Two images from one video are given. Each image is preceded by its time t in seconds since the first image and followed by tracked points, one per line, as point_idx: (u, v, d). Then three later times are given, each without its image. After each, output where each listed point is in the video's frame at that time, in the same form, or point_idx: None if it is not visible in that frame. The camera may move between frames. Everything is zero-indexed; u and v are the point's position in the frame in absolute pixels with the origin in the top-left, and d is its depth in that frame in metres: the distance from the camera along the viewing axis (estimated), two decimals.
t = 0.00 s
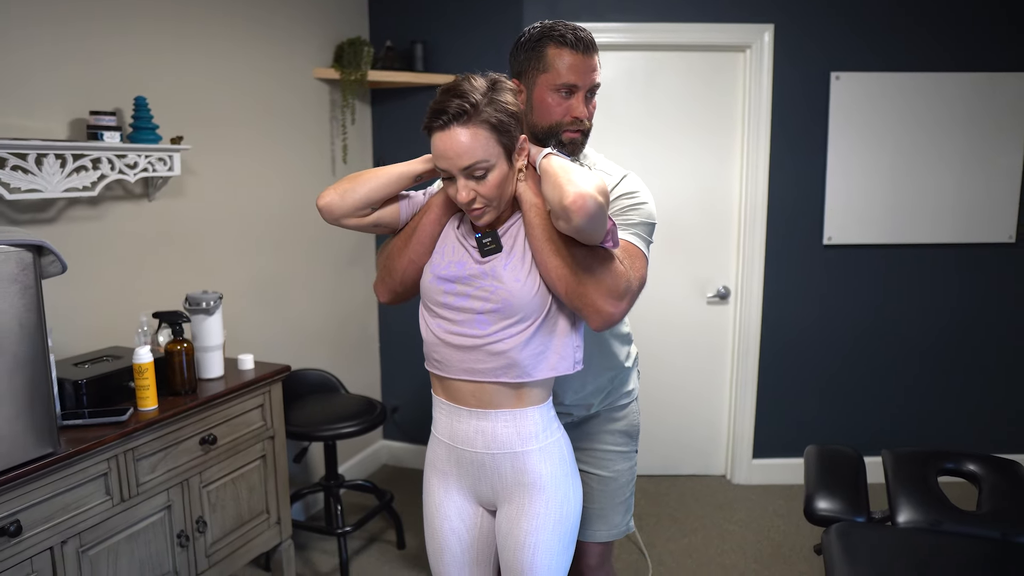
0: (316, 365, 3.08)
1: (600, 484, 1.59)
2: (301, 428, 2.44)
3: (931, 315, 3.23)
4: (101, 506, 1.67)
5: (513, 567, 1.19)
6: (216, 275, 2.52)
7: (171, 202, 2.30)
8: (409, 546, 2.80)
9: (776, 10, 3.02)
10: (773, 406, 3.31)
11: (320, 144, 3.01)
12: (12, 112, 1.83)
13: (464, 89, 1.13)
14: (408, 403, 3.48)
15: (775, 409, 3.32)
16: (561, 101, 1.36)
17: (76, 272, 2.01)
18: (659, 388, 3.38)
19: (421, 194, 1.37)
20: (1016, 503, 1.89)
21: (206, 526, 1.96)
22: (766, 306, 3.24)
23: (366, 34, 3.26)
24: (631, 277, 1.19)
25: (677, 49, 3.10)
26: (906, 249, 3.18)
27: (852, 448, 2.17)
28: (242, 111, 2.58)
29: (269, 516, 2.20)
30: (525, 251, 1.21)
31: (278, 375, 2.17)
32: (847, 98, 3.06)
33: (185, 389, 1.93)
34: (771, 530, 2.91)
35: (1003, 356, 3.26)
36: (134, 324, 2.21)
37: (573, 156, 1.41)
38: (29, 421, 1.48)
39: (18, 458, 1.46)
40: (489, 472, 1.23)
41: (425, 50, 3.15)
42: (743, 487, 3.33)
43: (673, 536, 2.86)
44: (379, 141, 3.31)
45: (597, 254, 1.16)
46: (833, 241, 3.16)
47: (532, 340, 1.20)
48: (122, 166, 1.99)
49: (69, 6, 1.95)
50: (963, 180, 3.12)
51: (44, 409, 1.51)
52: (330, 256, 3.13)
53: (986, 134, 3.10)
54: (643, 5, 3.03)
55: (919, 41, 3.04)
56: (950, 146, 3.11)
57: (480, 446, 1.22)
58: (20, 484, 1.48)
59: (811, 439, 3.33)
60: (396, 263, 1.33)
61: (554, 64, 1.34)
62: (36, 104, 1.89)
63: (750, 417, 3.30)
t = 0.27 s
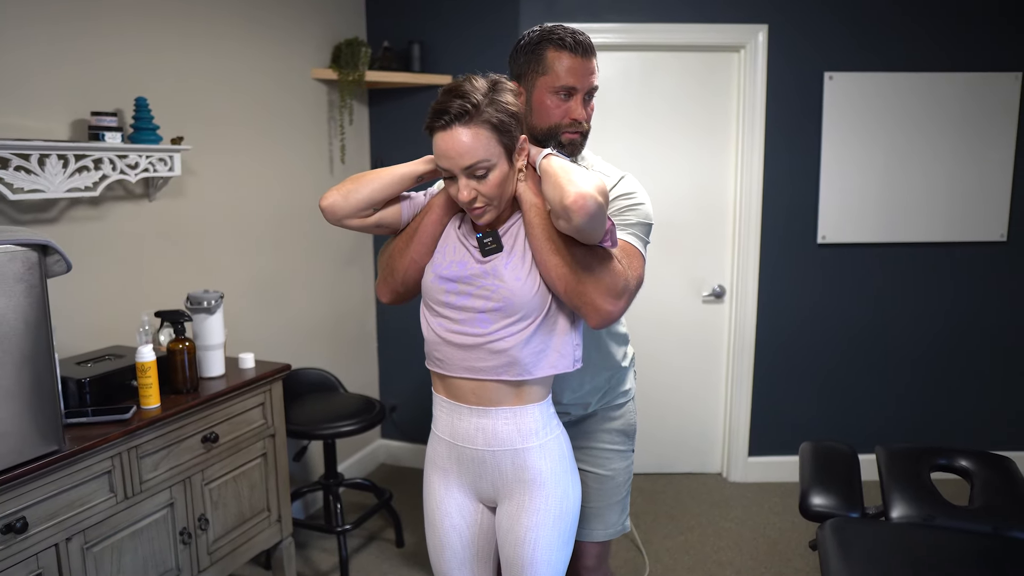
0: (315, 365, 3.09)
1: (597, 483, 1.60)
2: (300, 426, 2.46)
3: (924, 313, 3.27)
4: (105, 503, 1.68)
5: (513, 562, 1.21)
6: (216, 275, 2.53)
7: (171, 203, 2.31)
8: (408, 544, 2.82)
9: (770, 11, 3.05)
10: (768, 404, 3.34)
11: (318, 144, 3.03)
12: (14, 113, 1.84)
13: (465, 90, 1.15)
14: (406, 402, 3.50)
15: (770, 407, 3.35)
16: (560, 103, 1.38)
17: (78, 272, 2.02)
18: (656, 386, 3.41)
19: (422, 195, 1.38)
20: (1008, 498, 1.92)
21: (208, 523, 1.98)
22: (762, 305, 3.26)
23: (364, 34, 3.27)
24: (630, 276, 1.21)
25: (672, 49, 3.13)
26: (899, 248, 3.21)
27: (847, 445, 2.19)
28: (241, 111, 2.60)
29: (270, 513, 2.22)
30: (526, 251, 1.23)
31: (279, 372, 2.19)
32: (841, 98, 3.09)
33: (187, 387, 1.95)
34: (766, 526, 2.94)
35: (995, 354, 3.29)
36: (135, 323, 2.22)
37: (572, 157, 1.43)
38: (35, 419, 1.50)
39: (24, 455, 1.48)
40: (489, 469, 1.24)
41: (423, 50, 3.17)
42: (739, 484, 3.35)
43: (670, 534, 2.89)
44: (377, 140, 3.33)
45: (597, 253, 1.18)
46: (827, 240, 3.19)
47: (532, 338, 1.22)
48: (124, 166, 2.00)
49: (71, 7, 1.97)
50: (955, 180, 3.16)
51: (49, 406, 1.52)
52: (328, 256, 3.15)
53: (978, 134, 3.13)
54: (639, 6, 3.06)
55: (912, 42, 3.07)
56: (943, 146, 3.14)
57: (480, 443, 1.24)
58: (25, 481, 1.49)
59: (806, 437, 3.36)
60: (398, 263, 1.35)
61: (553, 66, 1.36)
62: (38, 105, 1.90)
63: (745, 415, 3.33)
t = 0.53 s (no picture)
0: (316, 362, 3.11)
1: (597, 483, 1.61)
2: (302, 423, 2.47)
3: (923, 313, 3.28)
4: (110, 497, 1.70)
5: (514, 558, 1.23)
6: (219, 272, 2.55)
7: (175, 200, 2.33)
8: (409, 541, 2.83)
9: (770, 12, 3.06)
10: (768, 403, 3.36)
11: (320, 143, 3.05)
12: (20, 111, 1.86)
13: (469, 91, 1.16)
14: (407, 399, 3.51)
15: (769, 406, 3.36)
16: (563, 105, 1.40)
17: (83, 269, 2.04)
18: (655, 385, 3.42)
19: (427, 197, 1.41)
20: (1005, 496, 1.93)
21: (211, 519, 2.00)
22: (761, 304, 3.28)
23: (366, 34, 3.29)
24: (631, 277, 1.23)
25: (673, 49, 3.14)
26: (898, 248, 3.23)
27: (845, 443, 2.21)
28: (244, 110, 2.61)
29: (272, 509, 2.23)
30: (529, 252, 1.24)
31: (281, 369, 2.20)
32: (840, 99, 3.10)
33: (191, 383, 1.97)
34: (765, 525, 2.95)
35: (993, 354, 3.31)
36: (139, 320, 2.24)
37: (575, 158, 1.45)
38: (41, 414, 1.51)
39: (30, 449, 1.49)
40: (491, 466, 1.26)
41: (425, 49, 3.18)
42: (738, 483, 3.37)
43: (669, 531, 2.90)
44: (378, 139, 3.35)
45: (599, 255, 1.19)
46: (826, 240, 3.20)
47: (535, 338, 1.24)
48: (129, 164, 2.02)
49: (76, 6, 1.98)
50: (954, 180, 3.17)
51: (55, 401, 1.54)
52: (330, 254, 3.16)
53: (977, 134, 3.14)
54: (639, 6, 3.07)
55: (912, 42, 3.08)
56: (942, 146, 3.15)
57: (483, 440, 1.26)
58: (32, 475, 1.51)
59: (806, 436, 3.37)
60: (404, 264, 1.36)
61: (557, 69, 1.38)
62: (44, 103, 1.92)
63: (745, 414, 3.34)
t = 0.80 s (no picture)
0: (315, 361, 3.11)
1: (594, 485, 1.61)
2: (300, 422, 2.48)
3: (920, 314, 3.29)
4: (109, 495, 1.70)
5: (512, 557, 1.23)
6: (218, 271, 2.55)
7: (174, 199, 2.33)
8: (407, 539, 2.84)
9: (769, 13, 3.07)
10: (765, 403, 3.37)
11: (319, 142, 3.05)
12: (20, 109, 1.86)
13: (470, 92, 1.17)
14: (405, 398, 3.52)
15: (767, 406, 3.37)
16: (564, 107, 1.41)
17: (82, 267, 2.04)
18: (653, 385, 3.43)
19: (428, 198, 1.41)
20: (1000, 495, 1.94)
21: (210, 517, 2.00)
22: (759, 304, 3.29)
23: (365, 33, 3.29)
24: (630, 279, 1.24)
25: (671, 50, 3.15)
26: (895, 249, 3.24)
27: (842, 443, 2.22)
28: (244, 109, 2.62)
29: (271, 508, 2.24)
30: (530, 252, 1.25)
31: (280, 368, 2.21)
32: (838, 100, 3.11)
33: (190, 381, 1.97)
34: (762, 524, 2.96)
35: (990, 355, 3.32)
36: (138, 318, 2.24)
37: (575, 160, 1.46)
38: (40, 411, 1.51)
39: (30, 447, 1.50)
40: (489, 465, 1.26)
41: (424, 49, 3.19)
42: (736, 482, 3.38)
43: (666, 531, 2.91)
44: (377, 138, 3.35)
45: (599, 256, 1.20)
46: (824, 240, 3.21)
47: (535, 338, 1.25)
48: (128, 163, 2.02)
49: (77, 5, 1.98)
50: (951, 181, 3.18)
51: (55, 399, 1.54)
52: (329, 253, 3.17)
53: (974, 136, 3.15)
54: (638, 6, 3.08)
55: (909, 44, 3.09)
56: (939, 148, 3.16)
57: (481, 439, 1.26)
58: (31, 472, 1.51)
59: (803, 436, 3.39)
60: (405, 264, 1.37)
61: (559, 72, 1.39)
62: (44, 101, 1.92)
63: (742, 414, 3.35)
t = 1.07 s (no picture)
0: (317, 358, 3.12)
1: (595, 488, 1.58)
2: (302, 418, 2.48)
3: (922, 311, 3.29)
4: (113, 491, 1.71)
5: (514, 554, 1.24)
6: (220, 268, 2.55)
7: (177, 196, 2.34)
8: (409, 536, 2.84)
9: (771, 10, 3.06)
10: (767, 400, 3.37)
11: (322, 139, 3.05)
12: (23, 106, 1.86)
13: (476, 90, 1.17)
14: (408, 395, 3.52)
15: (769, 403, 3.37)
16: (570, 105, 1.41)
17: (85, 264, 2.04)
18: (655, 382, 3.43)
19: (434, 196, 1.41)
20: (1002, 492, 1.95)
21: (213, 513, 2.00)
22: (761, 301, 3.28)
23: (367, 30, 3.29)
24: (634, 279, 1.24)
25: (674, 46, 3.14)
26: (897, 247, 3.23)
27: (844, 439, 2.22)
28: (246, 106, 2.62)
29: (273, 504, 2.24)
30: (534, 251, 1.25)
31: (283, 365, 2.21)
32: (840, 98, 3.11)
33: (193, 378, 1.97)
34: (764, 521, 2.96)
35: (992, 353, 3.32)
36: (141, 315, 2.24)
37: (580, 159, 1.45)
38: (44, 407, 1.52)
39: (33, 443, 1.50)
40: (492, 463, 1.27)
41: (426, 47, 3.19)
42: (738, 479, 3.38)
43: (668, 527, 2.92)
44: (379, 136, 3.35)
45: (603, 256, 1.20)
46: (826, 237, 3.21)
47: (539, 336, 1.25)
48: (131, 160, 2.03)
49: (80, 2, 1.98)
50: (953, 178, 3.18)
51: (59, 395, 1.55)
52: (331, 250, 3.17)
53: (976, 134, 3.15)
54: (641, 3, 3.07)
55: (912, 41, 3.08)
56: (941, 145, 3.16)
57: (484, 437, 1.26)
58: (35, 468, 1.52)
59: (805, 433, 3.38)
60: (412, 264, 1.37)
61: (565, 70, 1.39)
62: (47, 98, 1.92)
63: (744, 411, 3.35)
